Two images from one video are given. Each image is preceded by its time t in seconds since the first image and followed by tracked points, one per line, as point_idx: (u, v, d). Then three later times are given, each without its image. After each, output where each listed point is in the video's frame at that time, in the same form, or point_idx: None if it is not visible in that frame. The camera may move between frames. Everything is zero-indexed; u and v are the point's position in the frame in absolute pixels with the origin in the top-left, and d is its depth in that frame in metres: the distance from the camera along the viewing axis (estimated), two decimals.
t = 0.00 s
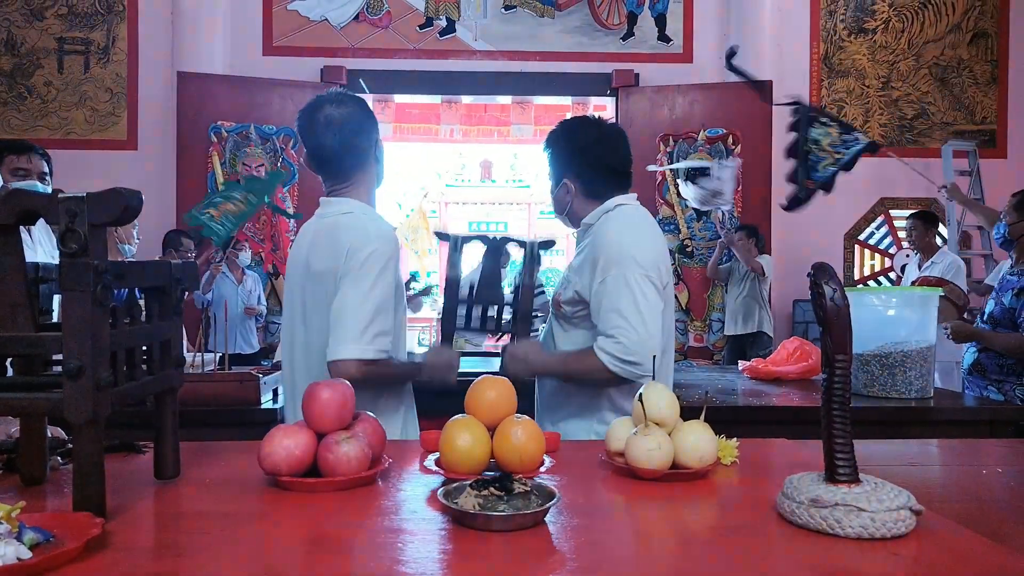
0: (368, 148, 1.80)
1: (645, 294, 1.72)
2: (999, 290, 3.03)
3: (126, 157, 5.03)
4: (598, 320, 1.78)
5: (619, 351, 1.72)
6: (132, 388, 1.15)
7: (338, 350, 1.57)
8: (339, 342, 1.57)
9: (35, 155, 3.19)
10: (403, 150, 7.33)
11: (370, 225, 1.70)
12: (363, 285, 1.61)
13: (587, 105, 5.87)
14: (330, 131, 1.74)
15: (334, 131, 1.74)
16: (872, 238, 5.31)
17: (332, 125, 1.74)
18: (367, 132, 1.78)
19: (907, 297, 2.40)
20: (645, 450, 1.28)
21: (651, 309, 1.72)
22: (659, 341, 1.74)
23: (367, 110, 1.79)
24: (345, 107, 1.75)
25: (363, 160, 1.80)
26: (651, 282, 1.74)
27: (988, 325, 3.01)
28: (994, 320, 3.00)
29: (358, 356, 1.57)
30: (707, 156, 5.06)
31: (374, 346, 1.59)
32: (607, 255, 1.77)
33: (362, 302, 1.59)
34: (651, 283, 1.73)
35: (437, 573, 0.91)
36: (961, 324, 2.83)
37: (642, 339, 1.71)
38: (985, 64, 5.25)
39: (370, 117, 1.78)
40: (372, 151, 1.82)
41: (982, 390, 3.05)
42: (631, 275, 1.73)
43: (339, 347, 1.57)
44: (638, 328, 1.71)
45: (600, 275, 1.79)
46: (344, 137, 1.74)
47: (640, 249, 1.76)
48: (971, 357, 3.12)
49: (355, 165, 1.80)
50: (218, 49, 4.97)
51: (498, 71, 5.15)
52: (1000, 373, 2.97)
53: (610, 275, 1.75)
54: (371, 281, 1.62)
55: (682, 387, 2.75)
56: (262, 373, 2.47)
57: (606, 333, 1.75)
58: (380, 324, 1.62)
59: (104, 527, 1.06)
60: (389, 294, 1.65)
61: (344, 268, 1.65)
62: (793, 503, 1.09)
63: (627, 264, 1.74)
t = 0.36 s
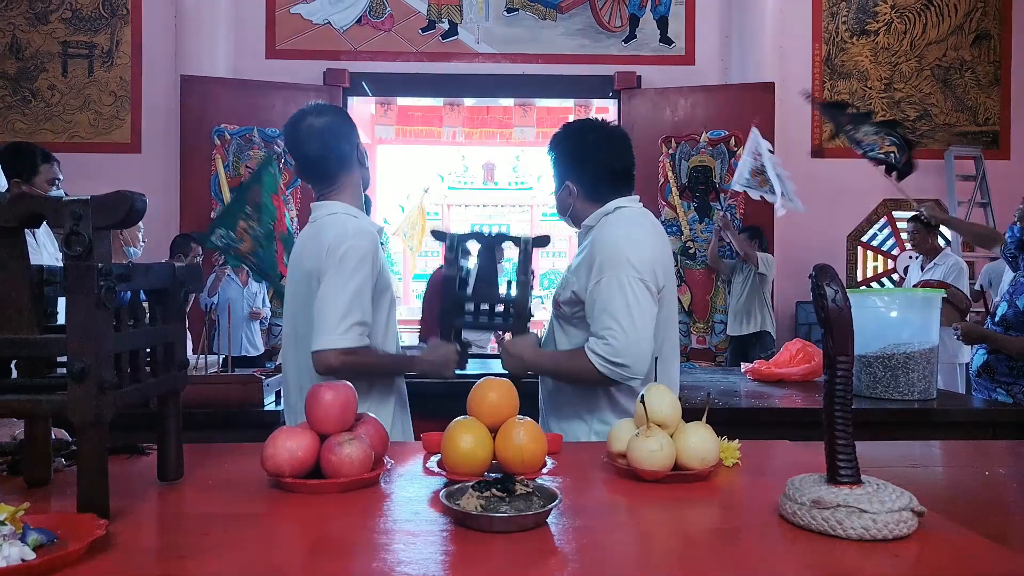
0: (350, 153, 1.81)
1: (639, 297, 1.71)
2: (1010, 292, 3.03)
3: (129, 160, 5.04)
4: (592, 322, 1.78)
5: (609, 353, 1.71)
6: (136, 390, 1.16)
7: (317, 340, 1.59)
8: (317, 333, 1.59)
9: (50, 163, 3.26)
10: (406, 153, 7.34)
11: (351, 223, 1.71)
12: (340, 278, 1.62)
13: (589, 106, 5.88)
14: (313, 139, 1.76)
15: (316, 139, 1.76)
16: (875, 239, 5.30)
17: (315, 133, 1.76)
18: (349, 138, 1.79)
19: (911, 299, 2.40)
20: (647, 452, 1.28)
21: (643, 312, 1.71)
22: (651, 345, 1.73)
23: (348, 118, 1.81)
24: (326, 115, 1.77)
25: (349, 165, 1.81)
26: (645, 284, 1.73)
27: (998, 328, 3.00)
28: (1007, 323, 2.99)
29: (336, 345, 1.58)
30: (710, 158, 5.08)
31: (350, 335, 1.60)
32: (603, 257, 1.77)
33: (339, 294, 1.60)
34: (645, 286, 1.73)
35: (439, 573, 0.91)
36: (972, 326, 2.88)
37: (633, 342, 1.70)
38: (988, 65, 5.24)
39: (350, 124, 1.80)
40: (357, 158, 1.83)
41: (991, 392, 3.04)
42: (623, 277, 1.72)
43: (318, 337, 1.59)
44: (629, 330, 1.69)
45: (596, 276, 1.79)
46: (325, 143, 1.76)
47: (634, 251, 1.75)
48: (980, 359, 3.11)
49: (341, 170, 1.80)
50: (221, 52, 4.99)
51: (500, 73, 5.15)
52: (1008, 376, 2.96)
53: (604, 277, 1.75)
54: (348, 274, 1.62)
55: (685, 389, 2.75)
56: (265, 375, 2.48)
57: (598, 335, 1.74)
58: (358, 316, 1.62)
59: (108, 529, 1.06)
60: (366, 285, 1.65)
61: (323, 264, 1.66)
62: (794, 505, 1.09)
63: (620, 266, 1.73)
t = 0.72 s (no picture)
0: (351, 154, 1.81)
1: (632, 300, 1.72)
2: (1017, 295, 3.03)
3: (130, 162, 5.05)
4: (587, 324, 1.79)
5: (603, 355, 1.71)
6: (137, 391, 1.16)
7: (324, 330, 1.59)
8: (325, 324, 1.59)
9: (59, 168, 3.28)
10: (406, 155, 7.36)
11: (357, 220, 1.73)
12: (348, 270, 1.63)
13: (589, 109, 5.90)
14: (315, 142, 1.75)
15: (318, 143, 1.75)
16: (875, 242, 5.31)
17: (317, 136, 1.75)
18: (350, 140, 1.79)
19: (909, 302, 2.39)
20: (647, 454, 1.29)
21: (637, 315, 1.71)
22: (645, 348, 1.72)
23: (347, 119, 1.81)
24: (327, 119, 1.76)
25: (350, 166, 1.81)
26: (639, 287, 1.73)
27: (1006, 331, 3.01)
28: (1016, 326, 2.99)
29: (344, 335, 1.59)
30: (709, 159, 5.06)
31: (360, 326, 1.60)
32: (598, 260, 1.78)
33: (348, 287, 1.61)
34: (639, 289, 1.73)
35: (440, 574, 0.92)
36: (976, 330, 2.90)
37: (626, 344, 1.70)
38: (987, 68, 5.26)
39: (351, 126, 1.80)
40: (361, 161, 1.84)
41: (1001, 395, 3.04)
42: (617, 280, 1.73)
43: (326, 328, 1.59)
44: (622, 332, 1.70)
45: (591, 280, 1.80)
46: (327, 146, 1.76)
47: (629, 255, 1.76)
48: (990, 362, 3.12)
49: (344, 172, 1.81)
50: (222, 54, 5.00)
51: (501, 76, 5.16)
52: (1019, 379, 2.96)
53: (599, 280, 1.76)
54: (356, 266, 1.64)
55: (685, 391, 2.76)
56: (265, 377, 2.48)
57: (592, 337, 1.75)
58: (366, 307, 1.63)
59: (110, 529, 1.07)
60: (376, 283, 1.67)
61: (331, 257, 1.67)
62: (793, 507, 1.10)
63: (614, 269, 1.74)
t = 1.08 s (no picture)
0: (382, 151, 1.80)
1: (653, 290, 1.73)
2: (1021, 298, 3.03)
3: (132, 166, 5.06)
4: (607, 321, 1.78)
5: (635, 347, 1.70)
6: (140, 395, 1.16)
7: (353, 343, 1.55)
8: (355, 336, 1.55)
9: (64, 172, 3.27)
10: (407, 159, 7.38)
11: (388, 226, 1.71)
12: (382, 280, 1.60)
13: (590, 113, 5.90)
14: (344, 130, 1.76)
15: (349, 131, 1.76)
16: (876, 245, 5.31)
17: (348, 125, 1.77)
18: (382, 135, 1.79)
19: (911, 305, 2.40)
20: (650, 457, 1.28)
21: (660, 304, 1.73)
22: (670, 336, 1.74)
23: (386, 115, 1.82)
24: (362, 110, 1.79)
25: (377, 162, 1.80)
26: (657, 281, 1.75)
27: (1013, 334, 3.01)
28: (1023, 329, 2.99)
29: (373, 349, 1.54)
30: (710, 163, 5.09)
31: (390, 340, 1.56)
32: (612, 258, 1.78)
33: (381, 299, 1.57)
34: (657, 280, 1.75)
35: None
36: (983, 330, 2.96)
37: (654, 336, 1.71)
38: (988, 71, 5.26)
39: (388, 123, 1.81)
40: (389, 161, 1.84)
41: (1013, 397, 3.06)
42: (637, 275, 1.74)
43: (356, 340, 1.54)
44: (649, 325, 1.70)
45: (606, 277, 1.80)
46: (357, 137, 1.76)
47: (645, 250, 1.77)
48: (1000, 364, 3.14)
49: (370, 167, 1.80)
50: (224, 58, 5.01)
51: (502, 80, 5.18)
52: None
53: (617, 277, 1.76)
54: (389, 276, 1.61)
55: (687, 394, 2.76)
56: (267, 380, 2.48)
57: (618, 331, 1.73)
58: (397, 322, 1.59)
59: (113, 532, 1.07)
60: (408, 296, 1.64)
61: (362, 266, 1.64)
62: (796, 510, 1.10)
63: (633, 264, 1.75)
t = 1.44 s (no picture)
0: (394, 151, 1.79)
1: (661, 294, 1.74)
2: None
3: (136, 169, 5.07)
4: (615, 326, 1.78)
5: (645, 351, 1.71)
6: (143, 397, 1.17)
7: (375, 351, 1.56)
8: (377, 344, 1.56)
9: (66, 173, 3.28)
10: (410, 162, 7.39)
11: (402, 227, 1.71)
12: (400, 286, 1.61)
13: (592, 116, 5.91)
14: (360, 122, 1.77)
15: (365, 126, 1.76)
16: (879, 249, 5.31)
17: (365, 118, 1.77)
18: (398, 132, 1.78)
19: (913, 309, 2.38)
20: (651, 460, 1.28)
21: (668, 308, 1.74)
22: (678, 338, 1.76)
23: (409, 115, 1.82)
24: (384, 104, 1.79)
25: (387, 161, 1.80)
26: (664, 285, 1.75)
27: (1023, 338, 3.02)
28: None
29: (395, 357, 1.56)
30: (712, 166, 5.08)
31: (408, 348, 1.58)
32: (619, 262, 1.78)
33: (400, 305, 1.59)
34: (665, 282, 1.76)
35: None
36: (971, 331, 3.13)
37: (663, 341, 1.72)
38: (991, 75, 5.25)
39: (411, 125, 1.81)
40: (400, 162, 1.81)
41: None
42: (645, 280, 1.74)
43: (377, 348, 1.56)
44: (658, 330, 1.71)
45: (612, 281, 1.80)
46: (371, 132, 1.76)
47: (652, 254, 1.77)
48: (1011, 369, 3.15)
49: (380, 164, 1.80)
50: (228, 61, 5.03)
51: (504, 83, 5.19)
52: None
53: (624, 281, 1.76)
54: (408, 283, 1.62)
55: (690, 397, 2.76)
56: (269, 383, 2.48)
57: (627, 336, 1.74)
58: (414, 330, 1.61)
59: (115, 534, 1.07)
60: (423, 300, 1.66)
61: (377, 269, 1.65)
62: (797, 513, 1.10)
63: (641, 268, 1.75)
